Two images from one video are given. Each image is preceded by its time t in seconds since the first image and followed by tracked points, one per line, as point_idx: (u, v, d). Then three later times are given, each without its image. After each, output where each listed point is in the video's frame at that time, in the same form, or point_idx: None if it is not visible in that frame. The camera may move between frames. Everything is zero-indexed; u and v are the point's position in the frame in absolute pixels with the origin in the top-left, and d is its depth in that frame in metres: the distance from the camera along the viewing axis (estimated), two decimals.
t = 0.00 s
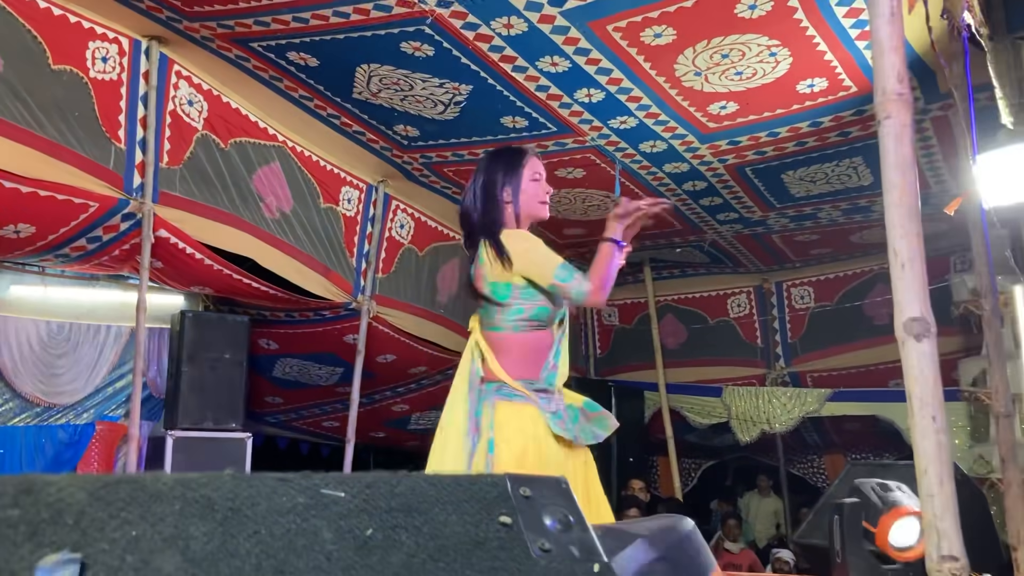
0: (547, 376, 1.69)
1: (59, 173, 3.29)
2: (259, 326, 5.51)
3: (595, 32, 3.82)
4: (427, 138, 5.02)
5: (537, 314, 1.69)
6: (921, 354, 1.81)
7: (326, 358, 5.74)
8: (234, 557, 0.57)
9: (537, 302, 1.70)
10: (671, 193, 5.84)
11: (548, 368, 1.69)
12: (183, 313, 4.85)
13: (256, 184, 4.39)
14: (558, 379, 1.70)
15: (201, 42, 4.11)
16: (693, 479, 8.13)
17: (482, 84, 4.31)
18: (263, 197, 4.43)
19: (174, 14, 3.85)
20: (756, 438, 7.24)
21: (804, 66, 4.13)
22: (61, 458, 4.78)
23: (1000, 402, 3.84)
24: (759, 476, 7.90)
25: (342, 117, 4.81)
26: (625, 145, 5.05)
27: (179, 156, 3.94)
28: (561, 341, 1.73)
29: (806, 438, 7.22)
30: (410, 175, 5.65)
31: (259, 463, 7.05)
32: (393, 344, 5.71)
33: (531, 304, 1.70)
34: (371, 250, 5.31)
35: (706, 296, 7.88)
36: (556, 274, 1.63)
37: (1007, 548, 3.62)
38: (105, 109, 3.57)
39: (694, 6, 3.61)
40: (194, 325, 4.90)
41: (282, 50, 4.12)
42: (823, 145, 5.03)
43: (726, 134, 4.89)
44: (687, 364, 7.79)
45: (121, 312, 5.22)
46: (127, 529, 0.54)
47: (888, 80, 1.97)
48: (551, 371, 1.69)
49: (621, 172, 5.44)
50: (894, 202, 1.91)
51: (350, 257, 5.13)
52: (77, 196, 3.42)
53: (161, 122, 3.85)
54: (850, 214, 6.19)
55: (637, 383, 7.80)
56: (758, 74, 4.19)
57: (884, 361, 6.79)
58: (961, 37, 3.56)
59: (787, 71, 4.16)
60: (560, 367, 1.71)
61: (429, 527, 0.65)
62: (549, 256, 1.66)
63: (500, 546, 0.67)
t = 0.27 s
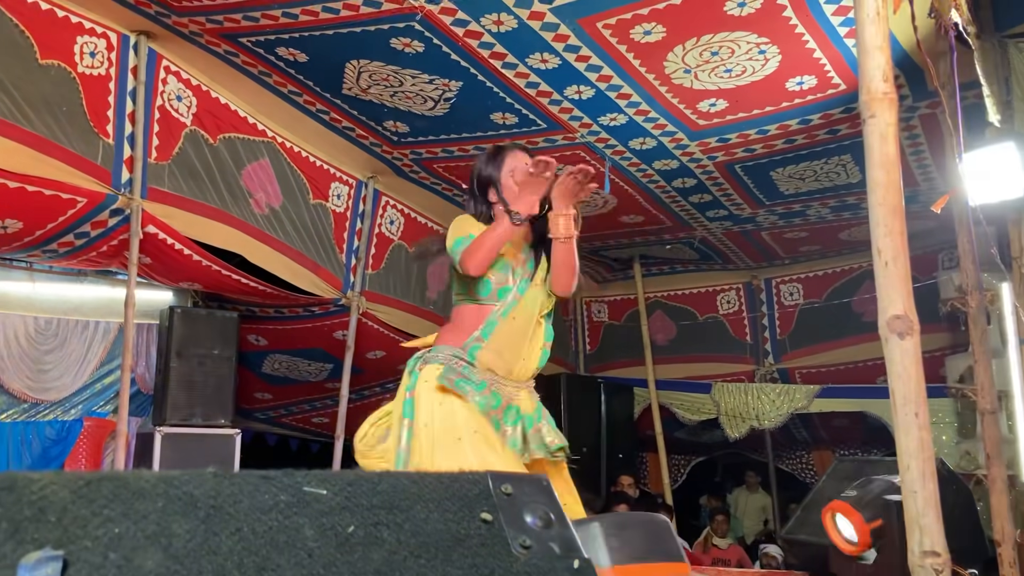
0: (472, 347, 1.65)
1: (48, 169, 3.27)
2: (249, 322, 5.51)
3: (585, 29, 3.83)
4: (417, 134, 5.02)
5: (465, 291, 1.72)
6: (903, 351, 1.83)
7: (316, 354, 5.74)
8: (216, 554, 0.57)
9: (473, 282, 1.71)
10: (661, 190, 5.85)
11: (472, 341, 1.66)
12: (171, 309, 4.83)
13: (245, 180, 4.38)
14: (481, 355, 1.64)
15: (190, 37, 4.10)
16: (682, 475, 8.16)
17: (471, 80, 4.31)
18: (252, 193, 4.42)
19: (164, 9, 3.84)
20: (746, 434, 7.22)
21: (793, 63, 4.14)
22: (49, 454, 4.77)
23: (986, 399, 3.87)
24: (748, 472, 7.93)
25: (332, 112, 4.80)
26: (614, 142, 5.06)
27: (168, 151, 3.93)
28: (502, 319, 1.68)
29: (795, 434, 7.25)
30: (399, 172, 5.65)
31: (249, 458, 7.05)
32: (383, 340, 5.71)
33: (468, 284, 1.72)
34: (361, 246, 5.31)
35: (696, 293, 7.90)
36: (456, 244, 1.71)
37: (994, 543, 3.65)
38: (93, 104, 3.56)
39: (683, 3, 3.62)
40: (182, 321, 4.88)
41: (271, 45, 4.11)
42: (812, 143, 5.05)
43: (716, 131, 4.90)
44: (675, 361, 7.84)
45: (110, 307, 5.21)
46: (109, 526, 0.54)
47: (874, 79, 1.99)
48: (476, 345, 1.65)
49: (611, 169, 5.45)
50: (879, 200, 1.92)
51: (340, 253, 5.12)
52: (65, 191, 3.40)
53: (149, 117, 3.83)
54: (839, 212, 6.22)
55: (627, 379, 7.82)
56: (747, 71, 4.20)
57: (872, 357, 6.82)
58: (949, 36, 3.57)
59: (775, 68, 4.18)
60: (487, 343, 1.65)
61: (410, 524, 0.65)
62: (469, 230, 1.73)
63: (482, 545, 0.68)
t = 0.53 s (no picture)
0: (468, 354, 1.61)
1: (40, 165, 3.26)
2: (242, 319, 5.50)
3: (579, 26, 3.83)
4: (411, 131, 5.02)
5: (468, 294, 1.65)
6: (896, 349, 1.83)
7: (310, 351, 5.73)
8: (205, 548, 0.57)
9: (473, 287, 1.65)
10: (655, 188, 5.85)
11: (468, 349, 1.61)
12: (164, 306, 4.81)
13: (239, 176, 4.37)
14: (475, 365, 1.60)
15: (184, 33, 4.09)
16: (675, 472, 8.18)
17: (465, 77, 4.31)
18: (246, 189, 4.41)
19: (158, 5, 3.82)
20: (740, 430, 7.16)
21: (787, 61, 4.15)
22: (43, 451, 4.76)
23: (978, 396, 3.87)
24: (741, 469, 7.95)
25: (326, 109, 4.80)
26: (608, 139, 5.06)
27: (162, 148, 3.92)
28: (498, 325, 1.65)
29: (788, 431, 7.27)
30: (393, 169, 5.64)
31: (242, 455, 7.04)
32: (377, 338, 5.71)
33: (467, 288, 1.65)
34: (355, 243, 5.30)
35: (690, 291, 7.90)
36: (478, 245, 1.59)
37: (985, 539, 3.66)
38: (86, 100, 3.54)
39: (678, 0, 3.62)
40: (176, 317, 4.87)
41: (265, 42, 4.11)
42: (805, 140, 5.06)
43: (709, 129, 4.90)
44: (666, 358, 7.82)
45: (103, 304, 5.19)
46: (100, 520, 0.55)
47: (867, 76, 1.99)
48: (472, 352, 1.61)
49: (605, 166, 5.45)
50: (871, 198, 1.92)
51: (334, 250, 5.11)
52: (57, 187, 3.38)
53: (143, 113, 3.82)
54: (832, 209, 6.23)
55: (621, 376, 7.82)
56: (741, 69, 4.21)
57: (865, 355, 6.84)
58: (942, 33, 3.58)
59: (769, 66, 4.18)
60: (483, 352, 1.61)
61: (400, 519, 0.66)
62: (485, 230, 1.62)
63: (473, 539, 0.68)
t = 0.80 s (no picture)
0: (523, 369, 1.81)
1: (38, 163, 3.25)
2: (240, 317, 5.50)
3: (577, 24, 3.83)
4: (409, 129, 5.02)
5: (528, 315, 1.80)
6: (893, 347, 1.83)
7: (308, 349, 5.73)
8: (204, 547, 0.57)
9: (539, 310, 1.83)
10: (653, 186, 5.86)
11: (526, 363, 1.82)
12: (162, 305, 4.81)
13: (237, 174, 4.37)
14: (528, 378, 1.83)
15: (183, 32, 4.06)
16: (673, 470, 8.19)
17: (463, 75, 4.30)
18: (244, 187, 4.40)
19: (156, 4, 3.80)
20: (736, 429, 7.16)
21: (784, 60, 4.15)
22: (40, 450, 4.76)
23: (976, 394, 3.88)
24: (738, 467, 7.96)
25: (324, 108, 4.79)
26: (606, 137, 5.06)
27: (160, 147, 3.91)
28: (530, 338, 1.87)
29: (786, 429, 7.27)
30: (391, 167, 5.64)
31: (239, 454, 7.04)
32: (375, 336, 5.71)
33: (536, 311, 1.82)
34: (354, 242, 5.30)
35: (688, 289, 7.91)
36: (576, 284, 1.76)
37: (983, 537, 3.66)
38: (83, 98, 3.54)
39: None
40: (174, 316, 4.87)
41: (262, 40, 4.10)
42: (803, 139, 5.06)
43: (707, 127, 4.91)
44: (665, 357, 7.83)
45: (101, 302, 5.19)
46: (98, 520, 0.55)
47: (865, 75, 1.99)
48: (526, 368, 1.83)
49: (603, 164, 5.45)
50: (869, 197, 1.93)
51: (332, 248, 5.12)
52: (55, 185, 3.38)
53: (140, 111, 3.82)
54: (830, 207, 6.23)
55: (619, 374, 7.82)
56: (738, 67, 4.21)
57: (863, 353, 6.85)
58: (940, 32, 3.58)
59: (767, 64, 4.18)
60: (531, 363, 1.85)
61: (399, 517, 0.66)
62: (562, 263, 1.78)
63: (472, 537, 0.68)
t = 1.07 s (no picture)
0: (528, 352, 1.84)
1: (39, 162, 3.25)
2: (241, 316, 5.49)
3: (577, 23, 3.82)
4: (409, 128, 5.02)
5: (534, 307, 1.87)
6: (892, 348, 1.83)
7: (308, 348, 5.72)
8: (196, 550, 0.57)
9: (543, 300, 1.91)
10: (653, 185, 5.85)
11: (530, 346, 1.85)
12: (163, 304, 4.81)
13: (237, 173, 4.37)
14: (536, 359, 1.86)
15: (181, 30, 4.07)
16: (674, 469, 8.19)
17: (463, 74, 4.30)
18: (244, 186, 4.40)
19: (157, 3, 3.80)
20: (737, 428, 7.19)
21: (785, 58, 4.15)
22: (40, 449, 4.76)
23: (976, 394, 3.86)
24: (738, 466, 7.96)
25: (324, 107, 4.79)
26: (606, 136, 5.06)
27: (159, 146, 3.91)
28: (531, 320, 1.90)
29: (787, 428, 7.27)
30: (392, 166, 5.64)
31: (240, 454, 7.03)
32: (375, 335, 5.70)
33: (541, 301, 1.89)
34: (354, 241, 5.30)
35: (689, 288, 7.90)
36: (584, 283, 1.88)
37: (983, 537, 3.65)
38: (83, 98, 3.54)
39: None
40: (175, 315, 4.87)
41: (262, 39, 4.10)
42: (803, 138, 5.06)
43: (707, 126, 4.90)
44: (665, 356, 7.82)
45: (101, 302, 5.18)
46: (89, 523, 0.54)
47: (864, 75, 1.99)
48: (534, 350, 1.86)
49: (603, 163, 5.45)
50: (868, 196, 1.93)
51: (332, 247, 5.11)
52: (56, 185, 3.38)
53: (140, 110, 3.82)
54: (830, 206, 6.23)
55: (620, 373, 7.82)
56: (739, 66, 4.21)
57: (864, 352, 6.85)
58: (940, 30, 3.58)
59: (768, 63, 4.18)
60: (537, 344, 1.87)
61: (393, 520, 0.65)
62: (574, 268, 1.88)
63: (467, 540, 0.68)
